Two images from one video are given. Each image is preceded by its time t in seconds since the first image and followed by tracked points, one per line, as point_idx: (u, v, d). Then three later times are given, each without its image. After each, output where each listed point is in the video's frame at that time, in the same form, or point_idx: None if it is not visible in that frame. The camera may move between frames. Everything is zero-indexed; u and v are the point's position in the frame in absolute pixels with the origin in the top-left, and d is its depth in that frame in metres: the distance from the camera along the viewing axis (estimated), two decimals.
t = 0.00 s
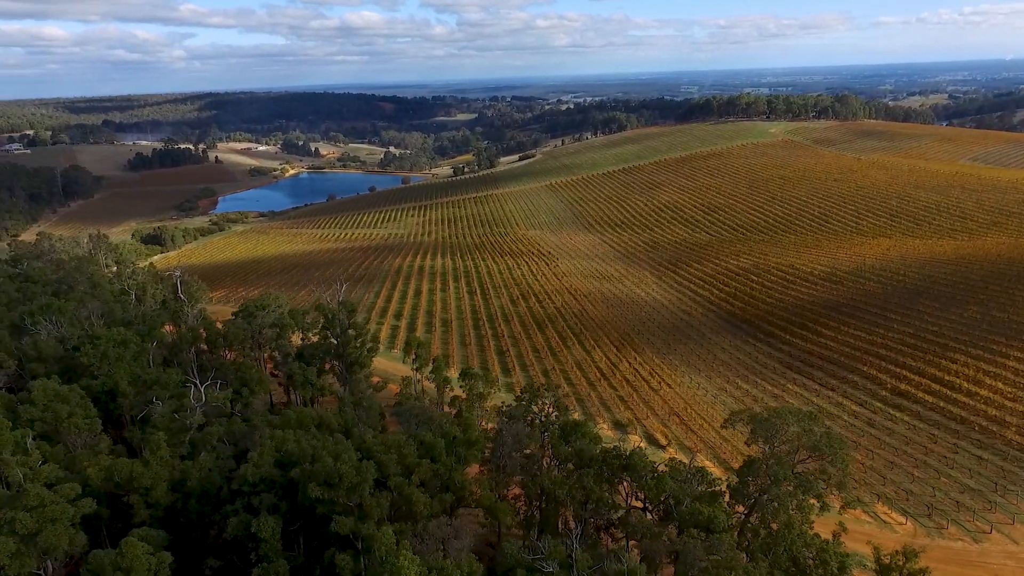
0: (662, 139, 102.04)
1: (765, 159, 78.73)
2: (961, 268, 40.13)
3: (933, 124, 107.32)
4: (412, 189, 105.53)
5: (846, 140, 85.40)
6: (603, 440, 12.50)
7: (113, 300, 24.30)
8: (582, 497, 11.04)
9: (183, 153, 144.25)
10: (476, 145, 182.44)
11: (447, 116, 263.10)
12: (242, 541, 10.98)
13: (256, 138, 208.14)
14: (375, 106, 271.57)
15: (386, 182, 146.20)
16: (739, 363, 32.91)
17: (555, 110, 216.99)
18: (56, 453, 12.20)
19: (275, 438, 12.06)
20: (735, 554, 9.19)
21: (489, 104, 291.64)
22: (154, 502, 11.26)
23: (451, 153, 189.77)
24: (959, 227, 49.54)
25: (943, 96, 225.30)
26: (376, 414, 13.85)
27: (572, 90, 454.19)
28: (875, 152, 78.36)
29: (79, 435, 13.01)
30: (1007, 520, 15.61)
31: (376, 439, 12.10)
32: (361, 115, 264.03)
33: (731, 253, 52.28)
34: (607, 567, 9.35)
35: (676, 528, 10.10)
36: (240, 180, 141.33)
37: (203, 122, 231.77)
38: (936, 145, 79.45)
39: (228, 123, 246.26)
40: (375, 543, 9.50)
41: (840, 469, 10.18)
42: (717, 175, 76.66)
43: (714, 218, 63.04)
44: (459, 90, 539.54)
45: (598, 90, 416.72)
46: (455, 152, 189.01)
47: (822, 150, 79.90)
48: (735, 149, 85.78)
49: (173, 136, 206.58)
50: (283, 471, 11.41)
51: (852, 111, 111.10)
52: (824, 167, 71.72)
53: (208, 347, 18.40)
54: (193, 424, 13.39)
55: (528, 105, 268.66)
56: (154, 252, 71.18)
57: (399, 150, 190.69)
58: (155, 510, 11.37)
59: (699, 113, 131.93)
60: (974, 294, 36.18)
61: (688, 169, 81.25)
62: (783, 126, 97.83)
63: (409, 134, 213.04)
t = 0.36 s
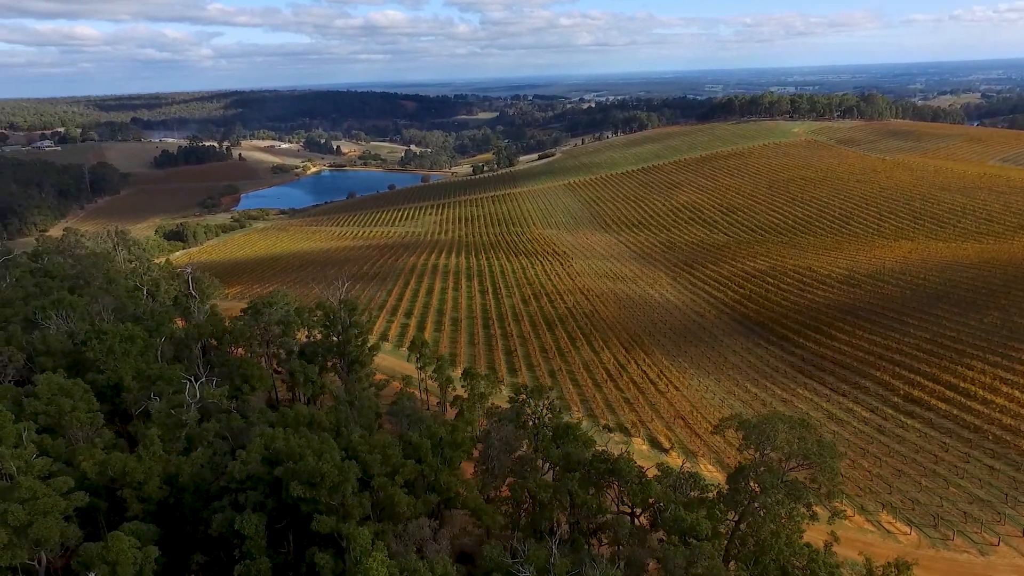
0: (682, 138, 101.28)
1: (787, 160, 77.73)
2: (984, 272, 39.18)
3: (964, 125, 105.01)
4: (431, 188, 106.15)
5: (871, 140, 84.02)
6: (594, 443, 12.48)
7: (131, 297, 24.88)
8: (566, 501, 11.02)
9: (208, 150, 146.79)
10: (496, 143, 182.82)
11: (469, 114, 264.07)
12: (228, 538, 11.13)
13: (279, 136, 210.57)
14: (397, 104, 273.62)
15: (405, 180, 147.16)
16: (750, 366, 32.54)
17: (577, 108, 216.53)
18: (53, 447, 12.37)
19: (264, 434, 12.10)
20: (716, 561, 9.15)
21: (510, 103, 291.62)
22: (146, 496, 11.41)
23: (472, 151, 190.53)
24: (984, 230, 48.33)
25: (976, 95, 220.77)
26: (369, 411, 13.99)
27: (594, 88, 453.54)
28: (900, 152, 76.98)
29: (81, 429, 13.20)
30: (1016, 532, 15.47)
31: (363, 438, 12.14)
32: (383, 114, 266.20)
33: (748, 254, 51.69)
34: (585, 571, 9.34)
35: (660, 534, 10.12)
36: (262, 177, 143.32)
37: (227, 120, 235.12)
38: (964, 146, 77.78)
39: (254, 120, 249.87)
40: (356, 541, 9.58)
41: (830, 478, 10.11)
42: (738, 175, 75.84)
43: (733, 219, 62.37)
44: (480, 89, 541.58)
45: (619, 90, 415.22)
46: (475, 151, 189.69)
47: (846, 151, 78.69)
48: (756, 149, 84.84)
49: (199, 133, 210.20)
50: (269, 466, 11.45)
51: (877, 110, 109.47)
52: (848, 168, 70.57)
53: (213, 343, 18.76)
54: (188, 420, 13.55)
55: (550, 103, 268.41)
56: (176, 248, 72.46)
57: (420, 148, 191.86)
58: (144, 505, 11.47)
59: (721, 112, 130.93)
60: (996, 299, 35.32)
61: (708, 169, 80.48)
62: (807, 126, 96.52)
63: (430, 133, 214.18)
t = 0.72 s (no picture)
0: (703, 138, 100.24)
1: (809, 160, 76.48)
2: (1009, 277, 38.12)
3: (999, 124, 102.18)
4: (449, 186, 106.54)
5: (897, 140, 82.29)
6: (585, 448, 12.42)
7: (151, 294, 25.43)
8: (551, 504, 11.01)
9: (233, 149, 148.88)
10: (517, 142, 182.72)
11: (490, 113, 264.49)
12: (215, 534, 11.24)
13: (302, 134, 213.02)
14: (420, 103, 274.89)
15: (425, 179, 147.82)
16: (761, 369, 32.13)
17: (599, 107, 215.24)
18: (56, 439, 12.67)
19: (253, 430, 12.20)
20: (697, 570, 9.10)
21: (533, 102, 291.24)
22: (138, 489, 11.59)
23: (492, 150, 190.81)
24: (1011, 233, 46.98)
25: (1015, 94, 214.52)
26: (364, 409, 14.10)
27: (616, 87, 450.71)
28: (927, 153, 75.23)
29: (84, 422, 13.48)
30: None
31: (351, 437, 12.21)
32: (405, 112, 267.79)
33: (766, 256, 51.02)
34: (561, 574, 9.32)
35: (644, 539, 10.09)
36: (285, 175, 145.09)
37: (253, 118, 238.56)
38: (995, 147, 75.68)
39: (278, 118, 252.98)
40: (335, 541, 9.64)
41: (820, 486, 10.04)
42: (758, 176, 74.83)
43: (751, 220, 61.60)
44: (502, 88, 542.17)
45: (643, 89, 412.14)
46: (496, 150, 189.87)
47: (871, 151, 77.12)
48: (778, 149, 83.68)
49: (225, 131, 213.59)
50: (259, 463, 11.57)
51: (905, 110, 107.26)
52: (872, 169, 69.18)
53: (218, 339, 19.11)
54: (184, 416, 13.75)
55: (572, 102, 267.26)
56: (199, 244, 73.81)
57: (441, 147, 192.68)
58: (138, 499, 11.66)
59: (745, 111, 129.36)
60: (1020, 305, 34.36)
61: (728, 170, 79.57)
62: (831, 126, 94.89)
63: (451, 131, 214.74)
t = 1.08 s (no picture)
0: (725, 138, 99.17)
1: (833, 161, 75.16)
2: None
3: None
4: (468, 185, 106.87)
5: (925, 141, 80.53)
6: (576, 451, 12.35)
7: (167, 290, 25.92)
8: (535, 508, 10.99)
9: (258, 146, 150.21)
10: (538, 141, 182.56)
11: (513, 112, 264.68)
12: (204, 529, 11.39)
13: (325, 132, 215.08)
14: (442, 101, 276.03)
15: (445, 177, 148.36)
16: (774, 373, 31.71)
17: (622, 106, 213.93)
18: (59, 432, 13.00)
19: (245, 427, 12.35)
20: None
21: (555, 100, 290.29)
22: (132, 483, 11.82)
23: (514, 149, 190.98)
24: None
25: None
26: (359, 407, 14.22)
27: (640, 86, 447.85)
28: (956, 154, 73.50)
29: (88, 415, 13.80)
30: None
31: (340, 435, 12.28)
32: (428, 111, 269.14)
33: (784, 258, 50.29)
34: None
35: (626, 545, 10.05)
36: (307, 173, 146.65)
37: (277, 116, 241.37)
38: None
39: (304, 116, 255.86)
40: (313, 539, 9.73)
41: (808, 496, 9.97)
42: (780, 176, 73.74)
43: (770, 221, 60.77)
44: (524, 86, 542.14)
45: (667, 87, 409.09)
46: (517, 149, 189.97)
47: (898, 152, 75.54)
48: (802, 149, 82.44)
49: (250, 129, 216.82)
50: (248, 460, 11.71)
51: (935, 109, 104.94)
52: (897, 170, 67.73)
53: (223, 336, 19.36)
54: (183, 411, 13.98)
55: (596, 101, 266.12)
56: (220, 241, 74.97)
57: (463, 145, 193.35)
58: (133, 493, 11.89)
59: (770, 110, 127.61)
60: None
61: (750, 170, 78.58)
62: (857, 125, 93.20)
63: (473, 130, 215.34)
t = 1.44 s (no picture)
0: (747, 137, 98.16)
1: (856, 161, 73.86)
2: None
3: None
4: (486, 184, 107.10)
5: (953, 141, 78.76)
6: (564, 452, 12.28)
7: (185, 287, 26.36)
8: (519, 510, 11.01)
9: (280, 143, 152.08)
10: (558, 140, 182.22)
11: (534, 111, 264.50)
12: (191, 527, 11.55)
13: (346, 130, 216.99)
14: (463, 100, 276.96)
15: (463, 176, 148.85)
16: (785, 377, 31.25)
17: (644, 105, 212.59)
18: (61, 424, 13.31)
19: (237, 424, 12.54)
20: None
21: (576, 100, 289.41)
22: (129, 477, 12.10)
23: (533, 148, 191.01)
24: None
25: None
26: (354, 405, 14.38)
27: (662, 85, 444.73)
28: (983, 155, 71.85)
29: (91, 409, 14.10)
30: None
31: (327, 433, 12.37)
32: (448, 109, 270.10)
33: (802, 260, 49.58)
34: None
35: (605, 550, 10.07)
36: (327, 170, 148.15)
37: (300, 114, 244.15)
38: None
39: (327, 114, 258.44)
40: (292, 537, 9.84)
41: (794, 505, 9.88)
42: (801, 177, 72.71)
43: (789, 223, 59.92)
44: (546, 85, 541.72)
45: (690, 86, 405.66)
46: (536, 148, 189.90)
47: (923, 152, 74.02)
48: (824, 150, 81.23)
49: (274, 127, 219.51)
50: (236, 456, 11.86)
51: (964, 109, 102.65)
52: (922, 171, 66.35)
53: (230, 332, 19.71)
54: (181, 407, 14.21)
55: (618, 100, 264.70)
56: (240, 238, 76.21)
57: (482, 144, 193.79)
58: (127, 487, 12.10)
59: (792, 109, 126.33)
60: None
61: (771, 171, 77.61)
62: (882, 125, 91.58)
63: (492, 129, 215.70)
